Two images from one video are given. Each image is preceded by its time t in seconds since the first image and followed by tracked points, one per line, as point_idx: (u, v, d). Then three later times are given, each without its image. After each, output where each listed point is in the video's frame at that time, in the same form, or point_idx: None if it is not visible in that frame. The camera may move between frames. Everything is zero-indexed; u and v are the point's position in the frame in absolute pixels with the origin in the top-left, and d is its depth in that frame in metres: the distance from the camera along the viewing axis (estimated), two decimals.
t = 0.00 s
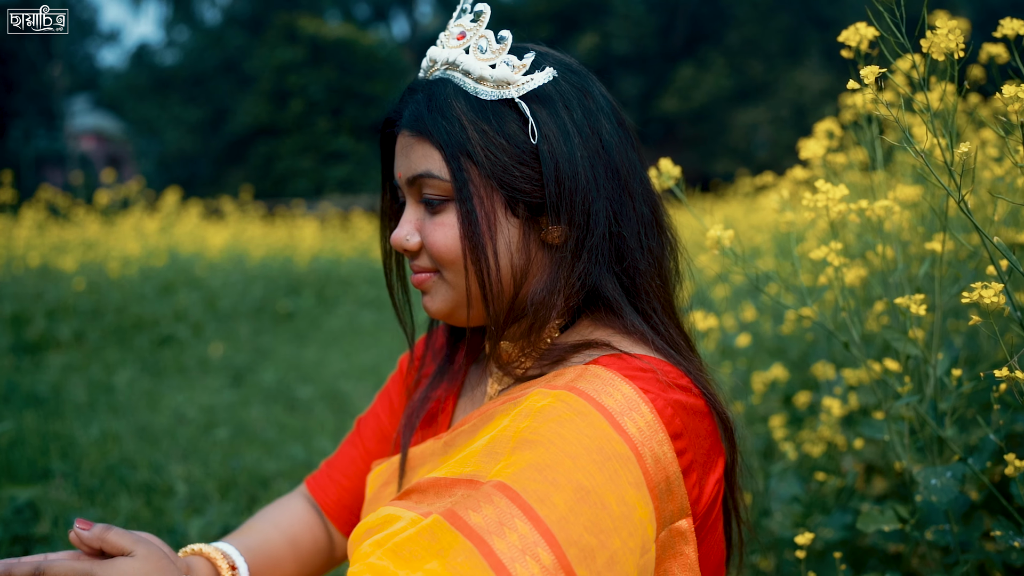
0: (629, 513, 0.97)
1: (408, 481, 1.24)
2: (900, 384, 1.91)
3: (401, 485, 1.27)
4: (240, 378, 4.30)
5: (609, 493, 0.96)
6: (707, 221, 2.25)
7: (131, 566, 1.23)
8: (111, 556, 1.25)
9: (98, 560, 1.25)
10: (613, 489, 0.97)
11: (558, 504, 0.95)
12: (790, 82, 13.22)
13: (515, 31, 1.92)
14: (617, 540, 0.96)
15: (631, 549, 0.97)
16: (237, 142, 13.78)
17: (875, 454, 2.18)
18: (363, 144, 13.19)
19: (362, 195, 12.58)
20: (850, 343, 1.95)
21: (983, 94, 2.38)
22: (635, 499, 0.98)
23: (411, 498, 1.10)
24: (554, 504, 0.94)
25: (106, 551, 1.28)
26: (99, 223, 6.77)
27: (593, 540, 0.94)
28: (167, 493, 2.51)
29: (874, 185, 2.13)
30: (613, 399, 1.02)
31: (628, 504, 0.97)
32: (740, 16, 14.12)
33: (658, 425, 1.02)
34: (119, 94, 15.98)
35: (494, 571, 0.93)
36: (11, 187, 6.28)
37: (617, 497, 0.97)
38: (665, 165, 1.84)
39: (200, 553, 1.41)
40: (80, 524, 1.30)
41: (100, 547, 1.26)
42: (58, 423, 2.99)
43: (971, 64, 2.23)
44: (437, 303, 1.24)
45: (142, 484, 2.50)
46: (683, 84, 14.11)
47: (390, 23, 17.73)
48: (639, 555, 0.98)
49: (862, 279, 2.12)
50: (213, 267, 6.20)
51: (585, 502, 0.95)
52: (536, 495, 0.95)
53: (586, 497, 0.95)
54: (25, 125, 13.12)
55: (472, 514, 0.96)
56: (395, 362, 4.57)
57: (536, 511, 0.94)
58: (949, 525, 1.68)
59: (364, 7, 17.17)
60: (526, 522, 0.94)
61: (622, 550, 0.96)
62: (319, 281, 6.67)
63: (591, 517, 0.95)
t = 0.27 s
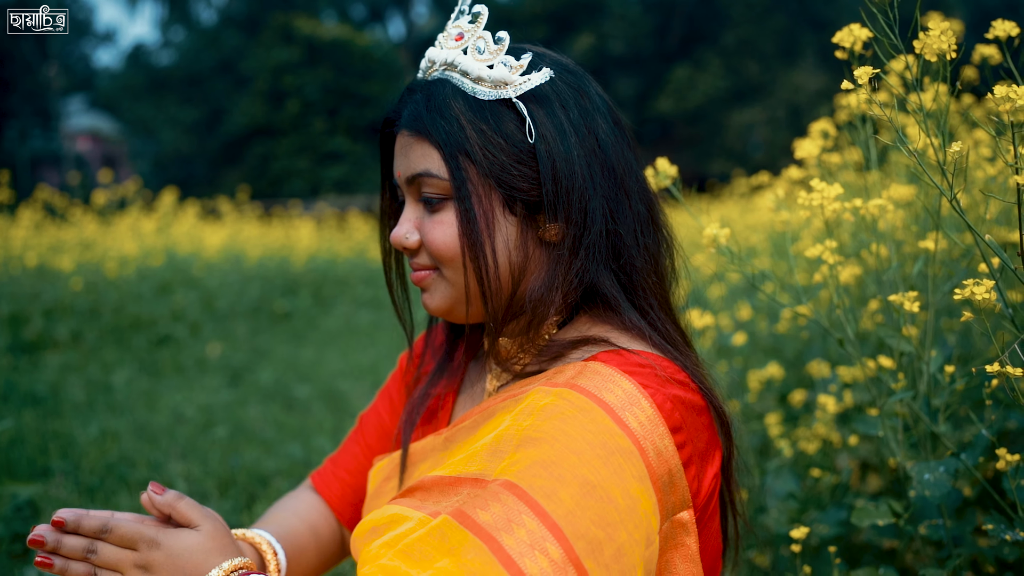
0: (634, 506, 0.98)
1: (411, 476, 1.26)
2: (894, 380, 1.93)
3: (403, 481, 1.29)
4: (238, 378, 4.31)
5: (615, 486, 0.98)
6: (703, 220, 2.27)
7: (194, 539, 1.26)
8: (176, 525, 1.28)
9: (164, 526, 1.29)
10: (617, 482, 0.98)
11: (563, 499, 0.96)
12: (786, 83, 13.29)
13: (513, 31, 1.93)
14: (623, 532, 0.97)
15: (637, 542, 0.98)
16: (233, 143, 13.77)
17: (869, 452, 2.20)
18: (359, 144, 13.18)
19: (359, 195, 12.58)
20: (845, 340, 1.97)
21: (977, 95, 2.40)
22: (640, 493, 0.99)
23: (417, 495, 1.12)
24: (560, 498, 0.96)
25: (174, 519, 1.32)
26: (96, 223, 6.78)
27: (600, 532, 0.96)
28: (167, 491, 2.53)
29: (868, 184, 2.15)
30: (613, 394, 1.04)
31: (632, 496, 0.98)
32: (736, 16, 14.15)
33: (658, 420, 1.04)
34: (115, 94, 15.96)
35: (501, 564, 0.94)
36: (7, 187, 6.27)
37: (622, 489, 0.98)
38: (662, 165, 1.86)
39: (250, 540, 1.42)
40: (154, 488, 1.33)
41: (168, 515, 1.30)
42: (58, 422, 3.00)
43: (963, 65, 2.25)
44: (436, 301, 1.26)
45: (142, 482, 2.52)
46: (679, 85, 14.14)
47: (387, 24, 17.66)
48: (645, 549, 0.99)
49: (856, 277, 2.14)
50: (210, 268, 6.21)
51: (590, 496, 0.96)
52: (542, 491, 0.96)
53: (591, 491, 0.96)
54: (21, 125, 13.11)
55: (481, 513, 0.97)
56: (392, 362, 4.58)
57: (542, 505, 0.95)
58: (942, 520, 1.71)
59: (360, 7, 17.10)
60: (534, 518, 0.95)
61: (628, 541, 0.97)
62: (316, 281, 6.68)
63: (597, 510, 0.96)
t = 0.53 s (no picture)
0: (637, 495, 1.00)
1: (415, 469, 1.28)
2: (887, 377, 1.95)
3: (406, 475, 1.31)
4: (236, 377, 4.32)
5: (618, 474, 0.99)
6: (701, 219, 2.29)
7: (258, 502, 1.28)
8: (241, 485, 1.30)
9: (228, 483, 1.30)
10: (621, 471, 1.00)
11: (568, 487, 0.97)
12: (782, 84, 13.31)
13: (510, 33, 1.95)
14: (629, 519, 0.99)
15: (641, 530, 1.00)
16: (230, 143, 13.77)
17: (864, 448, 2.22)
18: (356, 145, 13.19)
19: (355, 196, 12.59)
20: (840, 337, 2.00)
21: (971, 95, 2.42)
22: (643, 482, 1.01)
23: (421, 489, 1.13)
24: (565, 487, 0.97)
25: (235, 480, 1.33)
26: (94, 223, 6.79)
27: (606, 520, 0.97)
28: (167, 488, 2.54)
29: (863, 183, 2.18)
30: (615, 386, 1.06)
31: (636, 484, 1.00)
32: (732, 18, 14.19)
33: (659, 411, 1.06)
34: (111, 94, 15.95)
35: (509, 553, 0.96)
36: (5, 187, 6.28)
37: (626, 478, 1.00)
38: (659, 164, 1.88)
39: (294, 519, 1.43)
40: (224, 448, 1.35)
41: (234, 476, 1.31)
42: (57, 421, 3.01)
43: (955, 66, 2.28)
44: (437, 298, 1.28)
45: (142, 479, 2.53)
46: (675, 86, 14.18)
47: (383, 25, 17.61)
48: (648, 536, 1.01)
49: (852, 275, 2.16)
50: (207, 267, 6.22)
51: (594, 484, 0.98)
52: (547, 480, 0.98)
53: (596, 480, 0.98)
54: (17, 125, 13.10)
55: (487, 503, 0.99)
56: (390, 361, 4.59)
57: (547, 494, 0.97)
58: (936, 514, 1.73)
59: (356, 8, 17.08)
60: (540, 507, 0.97)
61: (633, 529, 0.99)
62: (313, 282, 6.69)
63: (601, 498, 0.98)
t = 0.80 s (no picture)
0: (639, 488, 1.02)
1: (418, 465, 1.30)
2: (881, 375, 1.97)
3: (410, 471, 1.33)
4: (235, 378, 4.34)
5: (619, 467, 1.01)
6: (697, 219, 2.31)
7: (308, 474, 1.31)
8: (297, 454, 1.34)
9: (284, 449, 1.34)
10: (622, 464, 1.02)
11: (570, 478, 0.99)
12: (779, 86, 13.34)
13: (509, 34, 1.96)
14: (630, 511, 1.01)
15: (641, 521, 1.02)
16: (227, 145, 13.77)
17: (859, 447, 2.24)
18: (353, 147, 13.20)
19: (352, 198, 12.61)
20: (835, 336, 2.01)
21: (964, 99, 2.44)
22: (643, 475, 1.03)
23: (426, 482, 1.15)
24: (566, 479, 0.99)
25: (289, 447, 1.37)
26: (92, 225, 6.80)
27: (607, 512, 0.99)
28: (167, 488, 2.55)
29: (857, 184, 2.20)
30: (617, 382, 1.08)
31: (636, 477, 1.02)
32: (728, 20, 14.21)
33: (659, 406, 1.08)
34: (108, 96, 15.92)
35: (513, 544, 0.98)
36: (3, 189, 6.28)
37: (626, 470, 1.02)
38: (657, 165, 1.90)
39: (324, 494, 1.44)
40: (289, 414, 1.38)
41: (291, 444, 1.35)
42: (57, 422, 3.02)
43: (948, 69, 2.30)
44: (441, 296, 1.30)
45: (143, 479, 2.54)
46: (672, 88, 14.23)
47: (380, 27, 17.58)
48: (649, 529, 1.02)
49: (847, 275, 2.18)
50: (205, 269, 6.22)
51: (596, 476, 1.00)
52: (549, 472, 1.00)
53: (598, 472, 1.00)
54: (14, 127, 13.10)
55: (491, 496, 1.00)
56: (388, 363, 4.61)
57: (550, 487, 0.99)
58: (929, 511, 1.75)
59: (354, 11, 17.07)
60: (542, 499, 0.98)
61: (634, 520, 1.01)
62: (311, 283, 6.70)
63: (603, 490, 1.00)
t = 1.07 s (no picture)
0: (639, 483, 1.04)
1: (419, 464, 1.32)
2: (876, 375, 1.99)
3: (412, 469, 1.35)
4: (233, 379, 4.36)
5: (619, 462, 1.03)
6: (695, 221, 2.33)
7: (346, 461, 1.33)
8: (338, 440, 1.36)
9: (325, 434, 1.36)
10: (622, 459, 1.04)
11: (571, 473, 1.01)
12: (776, 89, 13.37)
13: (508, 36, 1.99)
14: (630, 505, 1.02)
15: (642, 515, 1.03)
16: (224, 147, 13.77)
17: (854, 447, 2.27)
18: (350, 150, 13.23)
19: (349, 201, 12.64)
20: (830, 336, 2.04)
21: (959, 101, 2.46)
22: (643, 470, 1.05)
23: (430, 479, 1.17)
24: (567, 474, 1.01)
25: (331, 433, 1.39)
26: (90, 227, 6.81)
27: (608, 506, 1.01)
28: (167, 489, 2.56)
29: (852, 187, 2.22)
30: (617, 380, 1.10)
31: (636, 472, 1.04)
32: (724, 22, 14.21)
33: (659, 404, 1.10)
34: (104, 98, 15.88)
35: (517, 538, 0.99)
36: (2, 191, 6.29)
37: (627, 465, 1.03)
38: (654, 167, 1.93)
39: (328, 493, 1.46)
40: (336, 400, 1.41)
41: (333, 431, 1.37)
42: (57, 423, 3.04)
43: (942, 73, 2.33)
44: (444, 297, 1.32)
45: (143, 479, 2.56)
46: (669, 91, 14.28)
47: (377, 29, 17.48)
48: (649, 523, 1.04)
49: (842, 276, 2.20)
50: (203, 271, 6.23)
51: (597, 471, 1.02)
52: (550, 468, 1.01)
53: (598, 467, 1.02)
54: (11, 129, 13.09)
55: (494, 491, 1.02)
56: (386, 364, 4.64)
57: (551, 482, 1.01)
58: (923, 509, 1.77)
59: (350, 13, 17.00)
60: (543, 493, 1.00)
61: (634, 514, 1.02)
62: (309, 285, 6.72)
63: (603, 485, 1.01)
